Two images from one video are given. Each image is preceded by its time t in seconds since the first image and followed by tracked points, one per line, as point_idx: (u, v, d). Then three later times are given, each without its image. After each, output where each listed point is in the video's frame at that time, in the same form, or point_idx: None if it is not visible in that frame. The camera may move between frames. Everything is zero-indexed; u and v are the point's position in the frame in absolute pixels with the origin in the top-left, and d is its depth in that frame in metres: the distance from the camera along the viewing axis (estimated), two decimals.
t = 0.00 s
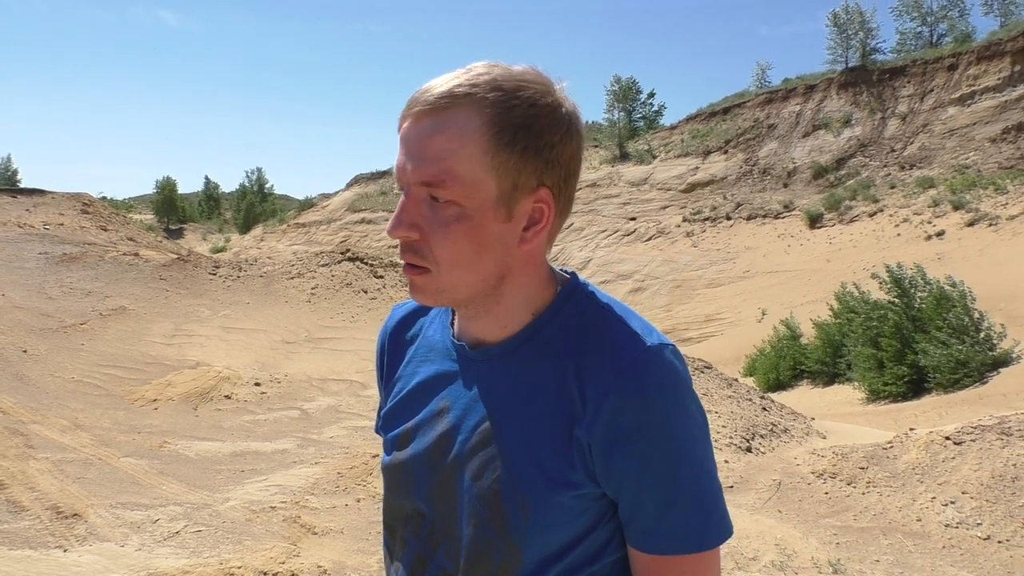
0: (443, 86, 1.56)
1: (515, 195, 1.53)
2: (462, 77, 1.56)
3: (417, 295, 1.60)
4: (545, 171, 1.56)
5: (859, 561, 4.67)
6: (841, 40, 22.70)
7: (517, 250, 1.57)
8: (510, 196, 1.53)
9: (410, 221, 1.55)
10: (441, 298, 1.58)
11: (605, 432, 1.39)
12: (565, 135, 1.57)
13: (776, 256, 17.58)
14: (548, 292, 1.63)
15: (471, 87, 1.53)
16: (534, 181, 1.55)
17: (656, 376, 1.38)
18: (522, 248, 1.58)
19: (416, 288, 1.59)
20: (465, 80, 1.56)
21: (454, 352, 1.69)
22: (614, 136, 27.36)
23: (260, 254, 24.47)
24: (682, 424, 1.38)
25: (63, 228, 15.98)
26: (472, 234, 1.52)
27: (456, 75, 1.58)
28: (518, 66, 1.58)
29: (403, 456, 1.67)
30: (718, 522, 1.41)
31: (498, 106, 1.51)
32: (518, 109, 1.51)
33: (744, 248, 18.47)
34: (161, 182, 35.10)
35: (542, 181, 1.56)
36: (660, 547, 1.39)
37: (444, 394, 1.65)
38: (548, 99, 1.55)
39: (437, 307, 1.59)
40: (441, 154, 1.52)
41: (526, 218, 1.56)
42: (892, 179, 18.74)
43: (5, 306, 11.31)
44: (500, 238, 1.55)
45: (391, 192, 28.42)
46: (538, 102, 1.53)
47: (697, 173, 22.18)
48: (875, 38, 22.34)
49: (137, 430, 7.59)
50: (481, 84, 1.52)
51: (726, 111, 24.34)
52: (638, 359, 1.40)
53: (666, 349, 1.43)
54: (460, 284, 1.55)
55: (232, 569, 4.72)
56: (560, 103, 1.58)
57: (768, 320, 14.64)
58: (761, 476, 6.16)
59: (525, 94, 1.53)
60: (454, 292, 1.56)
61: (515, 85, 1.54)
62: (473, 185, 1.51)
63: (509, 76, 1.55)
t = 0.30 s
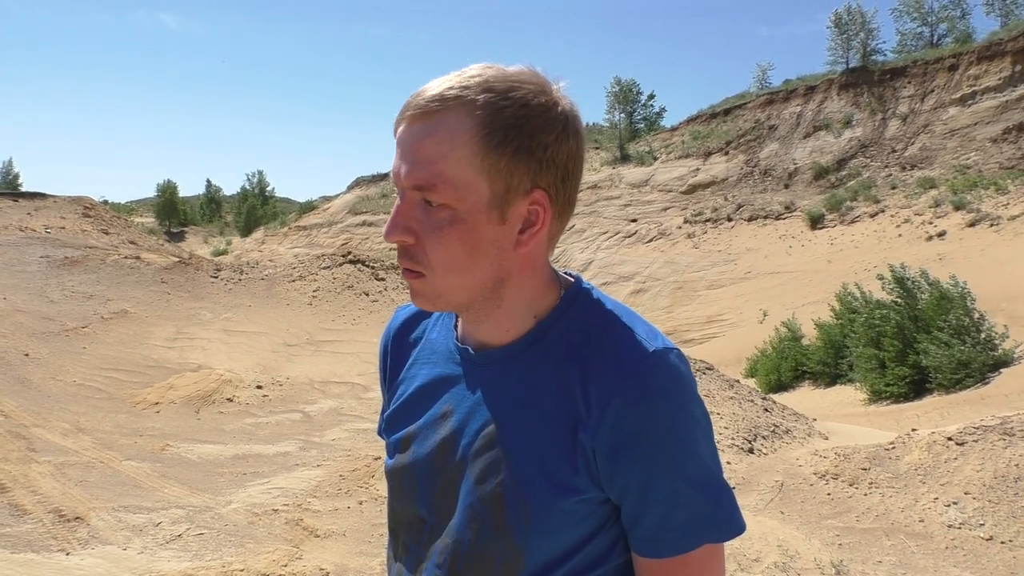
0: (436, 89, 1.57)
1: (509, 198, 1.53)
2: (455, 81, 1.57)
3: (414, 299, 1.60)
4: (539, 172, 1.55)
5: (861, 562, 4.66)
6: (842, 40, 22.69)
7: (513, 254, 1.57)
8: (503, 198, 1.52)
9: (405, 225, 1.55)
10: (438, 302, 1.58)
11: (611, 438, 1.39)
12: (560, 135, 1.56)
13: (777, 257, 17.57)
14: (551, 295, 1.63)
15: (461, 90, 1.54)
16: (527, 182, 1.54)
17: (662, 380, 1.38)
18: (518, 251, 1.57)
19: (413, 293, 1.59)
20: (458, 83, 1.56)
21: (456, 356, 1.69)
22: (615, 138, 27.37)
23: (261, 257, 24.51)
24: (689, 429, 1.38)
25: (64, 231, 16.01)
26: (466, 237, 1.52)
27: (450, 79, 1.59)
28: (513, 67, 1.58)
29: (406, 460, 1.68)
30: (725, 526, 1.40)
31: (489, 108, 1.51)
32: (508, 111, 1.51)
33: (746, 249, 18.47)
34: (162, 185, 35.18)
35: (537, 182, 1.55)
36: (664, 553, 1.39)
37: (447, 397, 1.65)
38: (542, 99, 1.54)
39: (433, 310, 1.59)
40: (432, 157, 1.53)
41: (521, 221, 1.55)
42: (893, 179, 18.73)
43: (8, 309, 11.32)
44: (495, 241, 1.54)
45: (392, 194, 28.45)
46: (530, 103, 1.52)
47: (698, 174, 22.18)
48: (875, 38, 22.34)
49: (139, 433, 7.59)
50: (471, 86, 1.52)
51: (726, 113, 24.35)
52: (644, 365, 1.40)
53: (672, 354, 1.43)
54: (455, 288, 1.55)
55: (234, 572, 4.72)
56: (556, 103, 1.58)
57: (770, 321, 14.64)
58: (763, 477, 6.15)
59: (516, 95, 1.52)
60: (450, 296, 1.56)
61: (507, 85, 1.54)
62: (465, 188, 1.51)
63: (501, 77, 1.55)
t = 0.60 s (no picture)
0: (439, 82, 1.57)
1: (511, 193, 1.52)
2: (460, 74, 1.57)
3: (415, 294, 1.60)
4: (544, 167, 1.54)
5: (864, 559, 4.66)
6: (843, 38, 22.67)
7: (514, 249, 1.56)
8: (505, 193, 1.52)
9: (406, 218, 1.55)
10: (440, 297, 1.58)
11: (615, 435, 1.39)
12: (564, 131, 1.55)
13: (778, 255, 17.56)
14: (554, 292, 1.63)
15: (466, 83, 1.54)
16: (529, 178, 1.53)
17: (667, 378, 1.38)
18: (519, 247, 1.57)
19: (414, 286, 1.59)
20: (462, 76, 1.56)
21: (458, 351, 1.69)
22: (615, 137, 27.38)
23: (262, 257, 24.54)
24: (694, 427, 1.38)
25: (66, 233, 16.03)
26: (466, 232, 1.52)
27: (454, 72, 1.59)
28: (519, 62, 1.57)
29: (407, 457, 1.68)
30: (727, 524, 1.40)
31: (493, 101, 1.51)
32: (513, 104, 1.50)
33: (747, 247, 18.47)
34: (163, 187, 35.23)
35: (541, 178, 1.55)
36: (667, 552, 1.39)
37: (450, 394, 1.65)
38: (547, 94, 1.54)
39: (433, 303, 1.59)
40: (434, 150, 1.53)
41: (524, 216, 1.55)
42: (895, 177, 18.71)
43: (9, 311, 11.33)
44: (496, 236, 1.54)
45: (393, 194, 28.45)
46: (534, 98, 1.52)
47: (698, 173, 22.18)
48: (876, 36, 22.33)
49: (141, 434, 7.60)
50: (476, 79, 1.52)
51: (727, 111, 24.36)
52: (650, 363, 1.40)
53: (677, 351, 1.43)
54: (456, 282, 1.55)
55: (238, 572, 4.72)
56: (561, 97, 1.57)
57: (771, 320, 14.64)
58: (766, 474, 6.15)
59: (521, 89, 1.52)
60: (451, 291, 1.57)
61: (512, 79, 1.53)
62: (466, 182, 1.51)
63: (506, 71, 1.55)
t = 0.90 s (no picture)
0: (435, 81, 1.56)
1: (508, 193, 1.52)
2: (455, 73, 1.56)
3: (414, 295, 1.60)
4: (541, 166, 1.54)
5: (867, 558, 4.65)
6: (842, 36, 22.65)
7: (512, 249, 1.56)
8: (503, 191, 1.51)
9: (403, 219, 1.55)
10: (439, 298, 1.57)
11: (618, 437, 1.39)
12: (562, 129, 1.54)
13: (779, 254, 17.55)
14: (554, 293, 1.63)
15: (461, 83, 1.53)
16: (527, 177, 1.53)
17: (669, 379, 1.38)
18: (517, 246, 1.56)
19: (413, 287, 1.58)
20: (458, 76, 1.55)
21: (458, 354, 1.69)
22: (615, 137, 27.37)
23: (263, 258, 24.56)
24: (698, 429, 1.38)
25: (66, 234, 16.03)
26: (464, 232, 1.52)
27: (450, 72, 1.58)
28: (515, 61, 1.56)
29: (408, 459, 1.67)
30: (730, 524, 1.40)
31: (489, 101, 1.50)
32: (509, 103, 1.50)
33: (747, 246, 18.46)
34: (163, 188, 35.24)
35: (538, 177, 1.54)
36: (671, 554, 1.39)
37: (450, 397, 1.65)
38: (543, 92, 1.53)
39: (432, 305, 1.59)
40: (430, 150, 1.52)
41: (521, 216, 1.54)
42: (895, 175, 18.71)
43: (10, 313, 11.32)
44: (494, 236, 1.53)
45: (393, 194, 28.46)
46: (531, 96, 1.51)
47: (698, 172, 22.17)
48: (876, 34, 22.32)
49: (143, 436, 7.59)
50: (471, 79, 1.52)
51: (727, 110, 24.36)
52: (652, 366, 1.40)
53: (680, 354, 1.43)
54: (454, 283, 1.55)
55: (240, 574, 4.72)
56: (558, 95, 1.56)
57: (772, 318, 14.63)
58: (768, 473, 6.13)
59: (517, 88, 1.51)
60: (450, 292, 1.56)
61: (508, 79, 1.53)
62: (463, 182, 1.50)
63: (502, 70, 1.54)
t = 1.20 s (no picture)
0: (429, 84, 1.56)
1: (504, 193, 1.52)
2: (449, 75, 1.56)
3: (414, 297, 1.60)
4: (538, 165, 1.53)
5: (869, 557, 4.65)
6: (842, 36, 22.64)
7: (510, 249, 1.56)
8: (498, 191, 1.51)
9: (401, 221, 1.55)
10: (439, 299, 1.57)
11: (619, 438, 1.39)
12: (556, 128, 1.54)
13: (780, 253, 17.55)
14: (554, 295, 1.63)
15: (454, 84, 1.53)
16: (522, 176, 1.52)
17: (667, 381, 1.37)
18: (516, 246, 1.56)
19: (414, 288, 1.59)
20: (452, 78, 1.55)
21: (459, 357, 1.69)
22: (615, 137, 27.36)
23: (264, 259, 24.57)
24: (698, 431, 1.37)
25: (67, 236, 16.03)
26: (461, 233, 1.52)
27: (445, 73, 1.58)
28: (509, 62, 1.56)
29: (410, 462, 1.67)
30: (735, 527, 1.39)
31: (482, 101, 1.50)
32: (502, 102, 1.50)
33: (747, 246, 18.46)
34: (163, 189, 35.23)
35: (534, 176, 1.54)
36: (675, 557, 1.38)
37: (451, 399, 1.65)
38: (537, 91, 1.53)
39: (432, 306, 1.59)
40: (424, 151, 1.52)
41: (518, 215, 1.54)
42: (895, 175, 18.72)
43: (11, 314, 11.32)
44: (492, 237, 1.53)
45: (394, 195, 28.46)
46: (524, 95, 1.51)
47: (698, 172, 22.17)
48: (876, 33, 22.33)
49: (144, 437, 7.59)
50: (464, 80, 1.52)
51: (727, 110, 24.36)
52: (651, 368, 1.39)
53: (679, 355, 1.42)
54: (454, 284, 1.55)
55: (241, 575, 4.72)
56: (552, 94, 1.55)
57: (773, 318, 14.62)
58: (769, 473, 6.13)
59: (509, 88, 1.51)
60: (450, 293, 1.56)
61: (501, 79, 1.53)
62: (458, 182, 1.50)
63: (496, 71, 1.54)
